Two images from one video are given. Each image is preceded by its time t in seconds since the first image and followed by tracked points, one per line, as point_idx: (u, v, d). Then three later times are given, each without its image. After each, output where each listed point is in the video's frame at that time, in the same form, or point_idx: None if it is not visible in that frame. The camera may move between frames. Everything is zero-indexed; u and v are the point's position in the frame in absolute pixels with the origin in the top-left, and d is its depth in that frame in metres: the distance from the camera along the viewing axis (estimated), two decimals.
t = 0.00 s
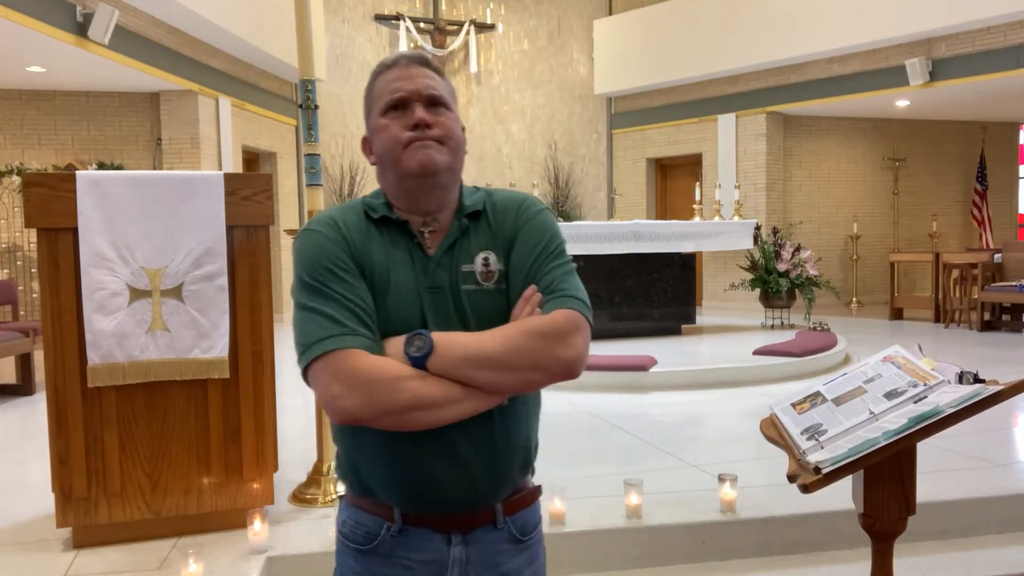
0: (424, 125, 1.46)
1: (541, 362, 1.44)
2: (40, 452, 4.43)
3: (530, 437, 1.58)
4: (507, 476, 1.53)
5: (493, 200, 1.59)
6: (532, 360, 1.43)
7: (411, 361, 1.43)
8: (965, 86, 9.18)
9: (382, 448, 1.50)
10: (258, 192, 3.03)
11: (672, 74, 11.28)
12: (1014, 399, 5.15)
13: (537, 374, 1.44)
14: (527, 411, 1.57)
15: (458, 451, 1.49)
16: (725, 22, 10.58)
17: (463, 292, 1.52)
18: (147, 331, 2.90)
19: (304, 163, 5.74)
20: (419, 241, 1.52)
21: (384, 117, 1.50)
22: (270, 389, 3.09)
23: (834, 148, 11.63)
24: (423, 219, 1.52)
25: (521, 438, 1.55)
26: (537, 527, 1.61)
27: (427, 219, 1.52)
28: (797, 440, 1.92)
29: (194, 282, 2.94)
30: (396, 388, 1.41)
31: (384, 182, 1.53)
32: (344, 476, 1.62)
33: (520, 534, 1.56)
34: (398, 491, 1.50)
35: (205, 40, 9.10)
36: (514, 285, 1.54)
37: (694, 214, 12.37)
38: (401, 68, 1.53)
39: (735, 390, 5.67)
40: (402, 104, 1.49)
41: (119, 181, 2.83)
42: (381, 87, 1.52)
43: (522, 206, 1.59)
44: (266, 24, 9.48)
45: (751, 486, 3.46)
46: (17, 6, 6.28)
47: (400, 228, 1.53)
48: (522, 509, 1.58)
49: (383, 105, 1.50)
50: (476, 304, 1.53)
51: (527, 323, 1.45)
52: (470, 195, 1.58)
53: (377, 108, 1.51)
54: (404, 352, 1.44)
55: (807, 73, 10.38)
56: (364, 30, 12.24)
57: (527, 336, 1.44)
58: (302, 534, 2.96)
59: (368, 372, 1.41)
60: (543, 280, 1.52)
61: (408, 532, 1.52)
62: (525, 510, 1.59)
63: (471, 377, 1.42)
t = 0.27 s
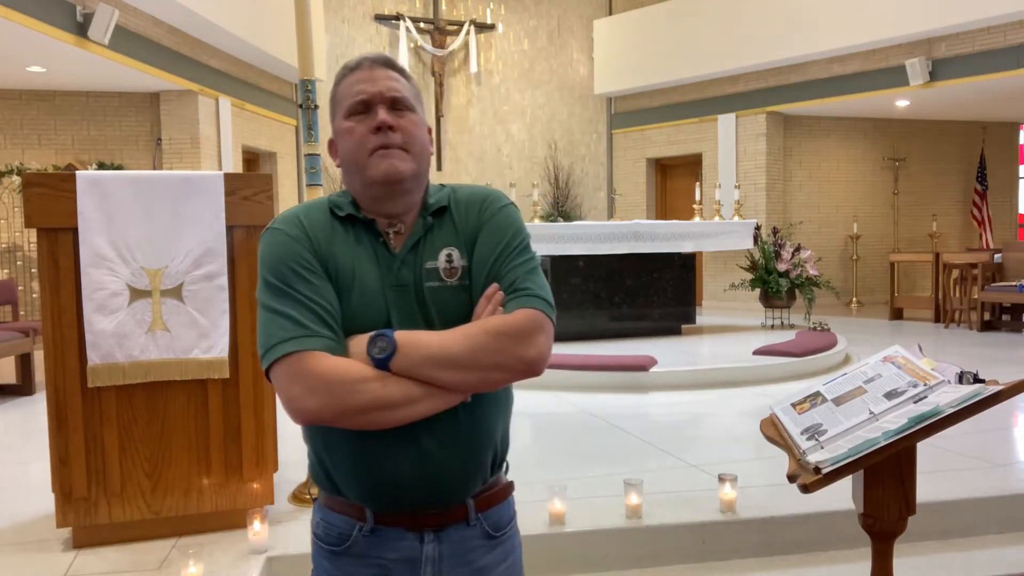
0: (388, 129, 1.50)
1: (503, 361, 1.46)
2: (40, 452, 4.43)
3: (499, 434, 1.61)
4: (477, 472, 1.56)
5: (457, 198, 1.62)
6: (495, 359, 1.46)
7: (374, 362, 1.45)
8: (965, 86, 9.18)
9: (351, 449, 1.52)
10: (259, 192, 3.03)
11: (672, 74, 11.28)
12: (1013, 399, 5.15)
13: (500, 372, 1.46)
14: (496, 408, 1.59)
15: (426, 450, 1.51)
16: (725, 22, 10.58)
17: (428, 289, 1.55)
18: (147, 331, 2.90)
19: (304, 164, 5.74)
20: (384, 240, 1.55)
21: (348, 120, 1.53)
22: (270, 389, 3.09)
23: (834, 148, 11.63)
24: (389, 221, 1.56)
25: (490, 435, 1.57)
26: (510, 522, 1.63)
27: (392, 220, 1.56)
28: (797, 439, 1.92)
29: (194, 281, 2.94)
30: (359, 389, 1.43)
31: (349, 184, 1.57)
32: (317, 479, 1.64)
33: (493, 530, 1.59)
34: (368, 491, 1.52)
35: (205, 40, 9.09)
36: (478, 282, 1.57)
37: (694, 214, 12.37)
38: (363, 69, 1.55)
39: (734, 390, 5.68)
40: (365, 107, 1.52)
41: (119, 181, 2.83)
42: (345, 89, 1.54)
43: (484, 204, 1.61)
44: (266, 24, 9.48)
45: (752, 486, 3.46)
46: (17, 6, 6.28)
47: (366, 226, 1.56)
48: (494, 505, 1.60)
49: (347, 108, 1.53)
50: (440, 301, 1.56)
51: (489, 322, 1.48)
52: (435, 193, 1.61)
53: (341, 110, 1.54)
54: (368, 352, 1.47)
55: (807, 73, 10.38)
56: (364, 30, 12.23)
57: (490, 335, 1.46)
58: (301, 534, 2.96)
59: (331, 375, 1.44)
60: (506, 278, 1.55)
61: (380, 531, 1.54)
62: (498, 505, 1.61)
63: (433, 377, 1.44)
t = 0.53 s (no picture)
0: (370, 130, 1.52)
1: (485, 352, 1.48)
2: (41, 451, 4.43)
3: (485, 428, 1.62)
4: (465, 467, 1.56)
5: (436, 195, 1.63)
6: (477, 350, 1.48)
7: (357, 357, 1.46)
8: (965, 86, 9.18)
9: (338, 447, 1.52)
10: (259, 192, 3.04)
11: (672, 74, 11.28)
12: (1014, 399, 5.15)
13: (483, 363, 1.48)
14: (481, 403, 1.60)
15: (413, 446, 1.52)
16: (726, 22, 10.58)
17: (409, 285, 1.56)
18: (147, 331, 2.90)
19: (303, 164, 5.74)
20: (365, 239, 1.56)
21: (329, 120, 1.54)
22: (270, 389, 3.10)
23: (833, 148, 11.63)
24: (370, 220, 1.57)
25: (476, 430, 1.58)
26: (498, 517, 1.64)
27: (372, 219, 1.57)
28: (797, 439, 1.92)
29: (194, 281, 2.94)
30: (343, 384, 1.44)
31: (329, 183, 1.58)
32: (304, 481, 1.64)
33: (481, 525, 1.59)
34: (355, 489, 1.53)
35: (205, 40, 9.09)
36: (458, 276, 1.59)
37: (694, 214, 12.37)
38: (345, 69, 1.56)
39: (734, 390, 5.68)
40: (347, 108, 1.53)
41: (118, 181, 2.83)
42: (327, 89, 1.55)
43: (462, 200, 1.64)
44: (266, 24, 9.48)
45: (752, 486, 3.46)
46: (17, 6, 6.28)
47: (346, 226, 1.57)
48: (481, 500, 1.61)
49: (329, 108, 1.54)
50: (422, 296, 1.57)
51: (470, 313, 1.50)
52: (414, 190, 1.63)
53: (322, 109, 1.55)
54: (351, 348, 1.48)
55: (807, 73, 10.39)
56: (364, 30, 12.23)
57: (472, 327, 1.48)
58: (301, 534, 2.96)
59: (315, 371, 1.44)
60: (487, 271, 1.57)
61: (369, 530, 1.54)
62: (484, 500, 1.62)
63: (416, 370, 1.45)
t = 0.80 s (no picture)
0: (364, 135, 1.51)
1: (483, 352, 1.49)
2: (40, 451, 4.43)
3: (479, 426, 1.62)
4: (461, 464, 1.57)
5: (430, 200, 1.64)
6: (475, 350, 1.48)
7: (356, 360, 1.46)
8: (965, 86, 9.18)
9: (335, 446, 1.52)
10: (259, 192, 3.04)
11: (672, 74, 11.29)
12: (1014, 399, 5.15)
13: (481, 363, 1.49)
14: (475, 400, 1.61)
15: (410, 444, 1.52)
16: (726, 22, 10.58)
17: (405, 288, 1.57)
18: (147, 331, 2.90)
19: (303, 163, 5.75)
20: (360, 243, 1.56)
21: (324, 123, 1.54)
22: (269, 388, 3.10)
23: (833, 148, 11.63)
24: (364, 224, 1.58)
25: (471, 428, 1.59)
26: (493, 512, 1.65)
27: (367, 224, 1.58)
28: (797, 440, 1.92)
29: (193, 281, 2.94)
30: (341, 389, 1.44)
31: (323, 186, 1.58)
32: (298, 481, 1.63)
33: (477, 520, 1.60)
34: (353, 488, 1.52)
35: (205, 40, 9.09)
36: (453, 278, 1.60)
37: (694, 214, 12.37)
38: (339, 72, 1.56)
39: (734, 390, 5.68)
40: (342, 112, 1.53)
41: (118, 181, 2.83)
42: (321, 92, 1.55)
43: (455, 204, 1.64)
44: (266, 24, 9.48)
45: (752, 486, 3.46)
46: (17, 7, 6.28)
47: (341, 232, 1.58)
48: (476, 495, 1.62)
49: (323, 111, 1.54)
50: (417, 299, 1.58)
51: (467, 315, 1.50)
52: (407, 195, 1.63)
53: (317, 113, 1.55)
54: (350, 350, 1.48)
55: (807, 73, 10.39)
56: (364, 30, 12.23)
57: (469, 327, 1.49)
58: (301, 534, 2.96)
59: (315, 375, 1.44)
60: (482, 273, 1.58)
61: (366, 527, 1.54)
62: (479, 495, 1.63)
63: (414, 371, 1.45)
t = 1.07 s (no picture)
0: (376, 136, 1.52)
1: (485, 354, 1.51)
2: (40, 452, 4.43)
3: (476, 423, 1.63)
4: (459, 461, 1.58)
5: (433, 206, 1.65)
6: (477, 351, 1.50)
7: (360, 363, 1.46)
8: (966, 86, 9.17)
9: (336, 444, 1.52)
10: (259, 192, 3.04)
11: (672, 74, 11.29)
12: (1014, 399, 5.15)
13: (483, 364, 1.50)
14: (473, 396, 1.62)
15: (410, 442, 1.53)
16: (726, 22, 10.58)
17: (408, 291, 1.58)
18: (147, 331, 2.90)
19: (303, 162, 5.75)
20: (361, 245, 1.56)
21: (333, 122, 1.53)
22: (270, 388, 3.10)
23: (833, 148, 11.63)
24: (365, 226, 1.57)
25: (468, 426, 1.60)
26: (490, 505, 1.65)
27: (369, 225, 1.58)
28: (797, 439, 1.92)
29: (194, 281, 2.94)
30: (345, 391, 1.44)
31: (326, 186, 1.57)
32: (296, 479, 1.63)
33: (475, 513, 1.60)
34: (354, 485, 1.52)
35: (205, 40, 9.09)
36: (456, 283, 1.60)
37: (694, 214, 12.37)
38: (348, 74, 1.56)
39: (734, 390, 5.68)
40: (352, 112, 1.53)
41: (118, 181, 2.83)
42: (331, 91, 1.54)
43: (457, 212, 1.66)
44: (266, 25, 9.48)
45: (752, 486, 3.46)
46: (17, 7, 6.28)
47: (342, 235, 1.57)
48: (473, 489, 1.62)
49: (333, 111, 1.53)
50: (420, 302, 1.59)
51: (468, 318, 1.52)
52: (409, 200, 1.64)
53: (326, 112, 1.54)
54: (352, 353, 1.48)
55: (807, 73, 10.39)
56: (364, 30, 12.23)
57: (471, 329, 1.50)
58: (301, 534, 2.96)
59: (320, 378, 1.44)
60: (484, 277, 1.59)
61: (367, 524, 1.54)
62: (477, 489, 1.63)
63: (416, 373, 1.46)
